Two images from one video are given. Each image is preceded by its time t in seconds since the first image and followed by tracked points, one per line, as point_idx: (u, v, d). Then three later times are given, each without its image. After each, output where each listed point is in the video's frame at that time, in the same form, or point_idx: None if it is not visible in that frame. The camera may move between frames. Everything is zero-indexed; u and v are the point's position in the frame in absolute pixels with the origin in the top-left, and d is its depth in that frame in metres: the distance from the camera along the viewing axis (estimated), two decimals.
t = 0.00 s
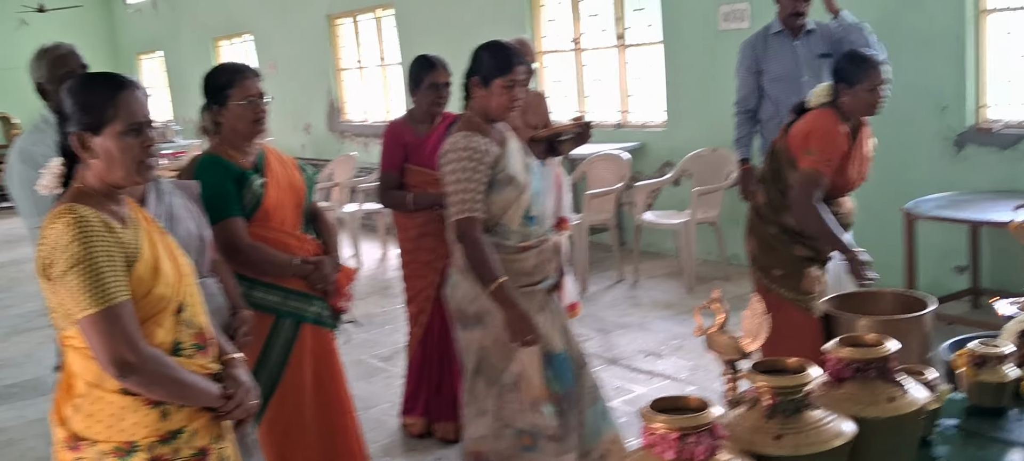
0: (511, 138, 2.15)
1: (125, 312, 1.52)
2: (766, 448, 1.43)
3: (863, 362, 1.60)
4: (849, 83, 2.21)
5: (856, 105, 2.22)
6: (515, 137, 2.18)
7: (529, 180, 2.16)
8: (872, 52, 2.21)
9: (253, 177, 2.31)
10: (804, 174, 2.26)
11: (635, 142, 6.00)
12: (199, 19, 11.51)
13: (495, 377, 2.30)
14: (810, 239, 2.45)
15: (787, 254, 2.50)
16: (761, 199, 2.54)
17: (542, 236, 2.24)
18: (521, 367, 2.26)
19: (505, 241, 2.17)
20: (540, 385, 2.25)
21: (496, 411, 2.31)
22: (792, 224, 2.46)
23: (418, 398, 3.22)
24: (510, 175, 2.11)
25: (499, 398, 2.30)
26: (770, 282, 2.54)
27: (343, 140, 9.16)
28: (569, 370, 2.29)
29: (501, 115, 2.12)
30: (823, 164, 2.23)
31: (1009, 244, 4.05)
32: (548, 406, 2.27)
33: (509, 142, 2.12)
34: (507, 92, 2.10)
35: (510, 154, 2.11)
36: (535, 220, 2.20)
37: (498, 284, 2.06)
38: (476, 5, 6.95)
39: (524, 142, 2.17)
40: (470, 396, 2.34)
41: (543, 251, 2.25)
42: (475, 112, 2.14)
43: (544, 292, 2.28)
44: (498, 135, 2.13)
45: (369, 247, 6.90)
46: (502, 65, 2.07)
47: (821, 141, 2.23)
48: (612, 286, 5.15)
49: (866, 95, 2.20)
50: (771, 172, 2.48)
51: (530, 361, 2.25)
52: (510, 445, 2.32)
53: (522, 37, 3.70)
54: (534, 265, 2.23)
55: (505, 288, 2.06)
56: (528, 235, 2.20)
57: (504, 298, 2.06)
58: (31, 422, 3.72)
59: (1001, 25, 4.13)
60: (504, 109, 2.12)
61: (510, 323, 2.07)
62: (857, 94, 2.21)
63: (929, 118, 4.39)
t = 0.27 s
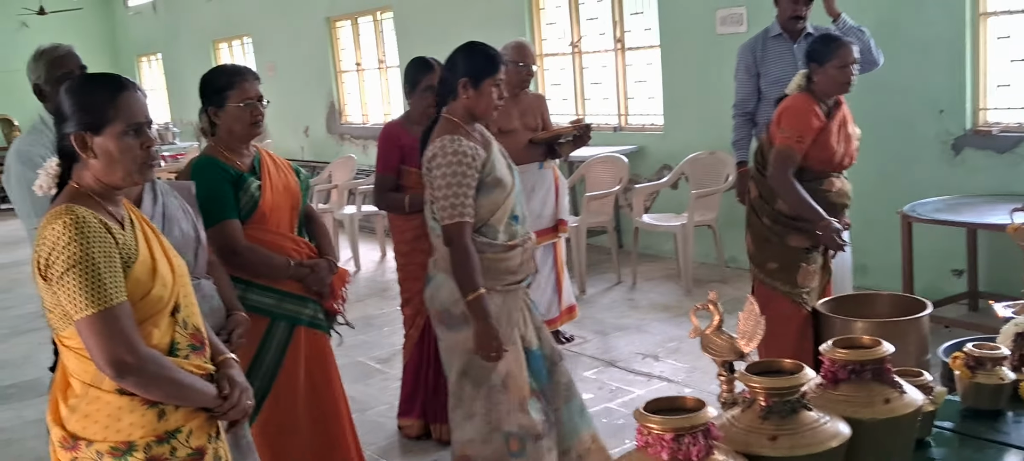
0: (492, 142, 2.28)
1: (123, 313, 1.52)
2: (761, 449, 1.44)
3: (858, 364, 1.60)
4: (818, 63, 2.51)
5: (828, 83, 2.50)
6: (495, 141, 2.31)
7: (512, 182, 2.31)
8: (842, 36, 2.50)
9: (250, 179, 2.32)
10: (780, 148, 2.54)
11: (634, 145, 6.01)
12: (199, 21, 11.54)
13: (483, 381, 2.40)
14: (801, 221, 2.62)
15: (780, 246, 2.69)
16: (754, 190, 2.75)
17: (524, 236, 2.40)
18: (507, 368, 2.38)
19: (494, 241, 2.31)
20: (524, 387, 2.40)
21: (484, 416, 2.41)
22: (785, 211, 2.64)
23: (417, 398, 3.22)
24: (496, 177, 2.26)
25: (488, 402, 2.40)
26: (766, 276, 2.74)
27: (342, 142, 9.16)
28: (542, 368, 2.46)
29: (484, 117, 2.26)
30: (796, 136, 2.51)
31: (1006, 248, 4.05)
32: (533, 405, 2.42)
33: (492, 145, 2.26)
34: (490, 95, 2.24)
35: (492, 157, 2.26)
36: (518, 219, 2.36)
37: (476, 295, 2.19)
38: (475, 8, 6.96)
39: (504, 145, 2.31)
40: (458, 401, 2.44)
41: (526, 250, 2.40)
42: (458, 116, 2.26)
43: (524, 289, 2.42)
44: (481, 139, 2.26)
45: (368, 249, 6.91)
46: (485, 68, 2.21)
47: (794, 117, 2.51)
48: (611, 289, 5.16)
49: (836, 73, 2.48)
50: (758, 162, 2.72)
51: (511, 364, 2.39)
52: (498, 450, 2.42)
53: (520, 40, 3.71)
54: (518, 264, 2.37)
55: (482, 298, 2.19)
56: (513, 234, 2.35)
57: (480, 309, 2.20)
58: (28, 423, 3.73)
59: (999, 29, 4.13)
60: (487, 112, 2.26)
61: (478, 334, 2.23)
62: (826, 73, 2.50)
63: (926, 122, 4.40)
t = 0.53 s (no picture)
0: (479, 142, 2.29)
1: (117, 312, 1.52)
2: (753, 450, 1.43)
3: (849, 365, 1.60)
4: (808, 60, 2.51)
5: (817, 80, 2.50)
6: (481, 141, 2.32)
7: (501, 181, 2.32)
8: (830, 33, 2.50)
9: (242, 179, 2.32)
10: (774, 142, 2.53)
11: (631, 148, 6.01)
12: (197, 24, 11.55)
13: (477, 380, 2.41)
14: (802, 216, 2.60)
15: (781, 245, 2.68)
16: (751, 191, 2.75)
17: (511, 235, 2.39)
18: (501, 366, 2.40)
19: (486, 240, 2.31)
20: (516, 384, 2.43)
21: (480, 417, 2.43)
22: (784, 207, 2.62)
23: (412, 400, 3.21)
24: (485, 176, 2.27)
25: (481, 401, 2.42)
26: (766, 275, 2.73)
27: (340, 145, 9.16)
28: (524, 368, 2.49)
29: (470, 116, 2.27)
30: (790, 131, 2.50)
31: (1004, 251, 4.05)
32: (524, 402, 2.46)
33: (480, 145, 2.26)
34: (475, 94, 2.25)
35: (480, 154, 2.26)
36: (507, 218, 2.36)
37: (470, 290, 2.20)
38: (473, 11, 6.96)
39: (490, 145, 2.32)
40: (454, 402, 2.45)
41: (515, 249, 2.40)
42: (444, 116, 2.26)
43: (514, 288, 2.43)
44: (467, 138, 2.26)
45: (365, 252, 6.90)
46: (468, 67, 2.22)
47: (788, 113, 2.51)
48: (607, 292, 5.16)
49: (825, 70, 2.48)
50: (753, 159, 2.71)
51: (505, 362, 2.41)
52: (491, 450, 2.45)
53: (515, 41, 3.70)
54: (508, 263, 2.37)
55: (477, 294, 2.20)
56: (504, 233, 2.35)
57: (476, 305, 2.21)
58: (22, 425, 3.72)
59: (996, 32, 4.14)
60: (472, 110, 2.26)
61: (475, 330, 2.25)
62: (816, 70, 2.50)
63: (924, 125, 4.40)
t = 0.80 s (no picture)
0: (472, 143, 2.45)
1: (115, 315, 1.52)
2: (751, 457, 1.42)
3: (849, 372, 1.58)
4: (825, 72, 2.51)
5: (832, 93, 2.51)
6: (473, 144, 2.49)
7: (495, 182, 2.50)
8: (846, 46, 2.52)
9: (242, 180, 2.33)
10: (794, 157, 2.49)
11: (631, 153, 6.00)
12: (198, 28, 11.56)
13: (466, 378, 2.54)
14: (813, 228, 2.57)
15: (789, 258, 2.63)
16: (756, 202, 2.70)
17: (504, 236, 2.57)
18: (492, 365, 2.53)
19: (482, 239, 2.48)
20: (507, 383, 2.56)
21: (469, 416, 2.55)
22: (795, 219, 2.58)
23: (411, 404, 3.18)
24: (481, 176, 2.44)
25: (471, 400, 2.54)
26: (772, 288, 2.67)
27: (340, 148, 9.16)
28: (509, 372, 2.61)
29: (465, 119, 2.44)
30: (813, 143, 2.47)
31: (1004, 258, 4.05)
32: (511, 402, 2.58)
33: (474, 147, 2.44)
34: (469, 98, 2.42)
35: (476, 156, 2.44)
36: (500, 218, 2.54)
37: (483, 281, 2.33)
38: (473, 15, 6.97)
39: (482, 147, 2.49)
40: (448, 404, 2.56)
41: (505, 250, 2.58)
42: (440, 119, 2.43)
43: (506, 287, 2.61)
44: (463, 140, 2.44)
45: (364, 256, 6.89)
46: (461, 73, 2.38)
47: (809, 125, 2.48)
48: (607, 296, 5.15)
49: (841, 83, 2.49)
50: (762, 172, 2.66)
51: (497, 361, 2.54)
52: (478, 450, 2.56)
53: (513, 47, 3.70)
54: (502, 262, 2.56)
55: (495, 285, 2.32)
56: (497, 234, 2.54)
57: (491, 294, 2.32)
58: (19, 428, 3.71)
59: (997, 38, 4.14)
60: (467, 114, 2.44)
61: (499, 320, 2.32)
62: (833, 82, 2.50)
63: (924, 131, 4.39)
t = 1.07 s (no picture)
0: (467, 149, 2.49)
1: (116, 318, 1.53)
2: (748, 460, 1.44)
3: (845, 376, 1.60)
4: (864, 100, 2.15)
5: (871, 124, 2.16)
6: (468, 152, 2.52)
7: (485, 188, 2.50)
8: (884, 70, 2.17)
9: (245, 183, 2.36)
10: (843, 198, 2.12)
11: (630, 158, 6.03)
12: (199, 31, 11.59)
13: (455, 376, 2.57)
14: (820, 258, 2.31)
15: (794, 279, 2.33)
16: (766, 220, 2.36)
17: (497, 240, 2.57)
18: (480, 364, 2.57)
19: (468, 243, 2.47)
20: (496, 380, 2.61)
21: (459, 414, 2.60)
22: (804, 248, 2.31)
23: (408, 410, 3.20)
24: (469, 182, 2.45)
25: (459, 397, 2.58)
26: (776, 308, 2.35)
27: (340, 152, 9.19)
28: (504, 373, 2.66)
29: (461, 126, 2.48)
30: (863, 181, 2.10)
31: (1001, 263, 4.07)
32: (500, 400, 2.63)
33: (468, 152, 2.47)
34: (464, 106, 2.47)
35: (466, 162, 2.45)
36: (491, 223, 2.54)
37: (467, 282, 2.34)
38: (474, 20, 7.00)
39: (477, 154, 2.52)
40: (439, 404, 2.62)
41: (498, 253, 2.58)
42: (435, 126, 2.46)
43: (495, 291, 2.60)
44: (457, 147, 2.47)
45: (364, 260, 6.91)
46: (456, 81, 2.43)
47: (852, 158, 2.12)
48: (606, 301, 5.17)
49: (881, 113, 2.15)
50: (778, 192, 2.32)
51: (484, 361, 2.58)
52: (467, 447, 2.62)
53: (510, 53, 3.71)
54: (491, 266, 2.55)
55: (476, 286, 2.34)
56: (487, 238, 2.53)
57: (474, 294, 2.34)
58: (21, 430, 3.73)
59: (994, 45, 4.16)
60: (462, 122, 2.48)
61: (483, 316, 2.35)
62: (872, 111, 2.15)
63: (921, 137, 4.42)
